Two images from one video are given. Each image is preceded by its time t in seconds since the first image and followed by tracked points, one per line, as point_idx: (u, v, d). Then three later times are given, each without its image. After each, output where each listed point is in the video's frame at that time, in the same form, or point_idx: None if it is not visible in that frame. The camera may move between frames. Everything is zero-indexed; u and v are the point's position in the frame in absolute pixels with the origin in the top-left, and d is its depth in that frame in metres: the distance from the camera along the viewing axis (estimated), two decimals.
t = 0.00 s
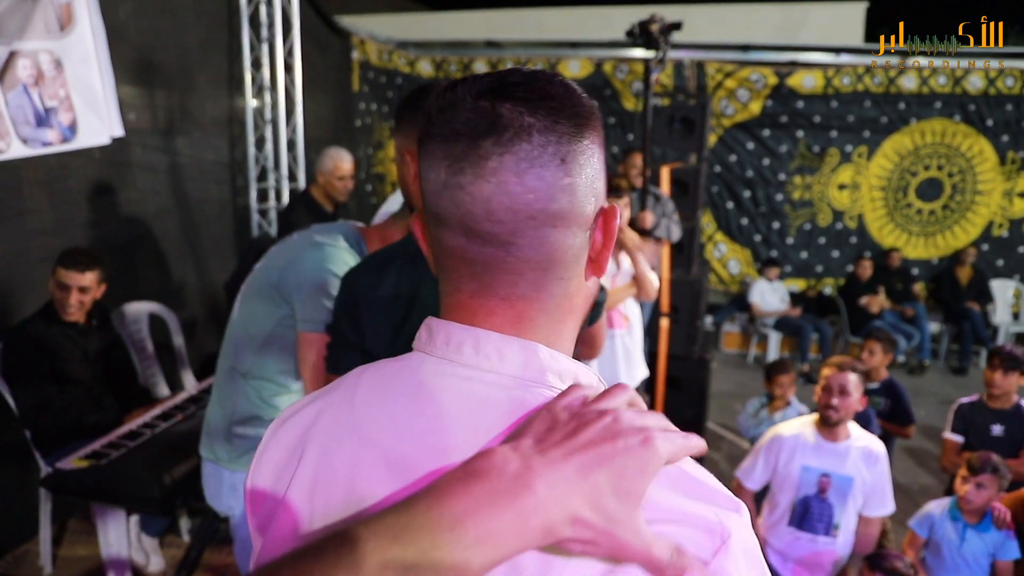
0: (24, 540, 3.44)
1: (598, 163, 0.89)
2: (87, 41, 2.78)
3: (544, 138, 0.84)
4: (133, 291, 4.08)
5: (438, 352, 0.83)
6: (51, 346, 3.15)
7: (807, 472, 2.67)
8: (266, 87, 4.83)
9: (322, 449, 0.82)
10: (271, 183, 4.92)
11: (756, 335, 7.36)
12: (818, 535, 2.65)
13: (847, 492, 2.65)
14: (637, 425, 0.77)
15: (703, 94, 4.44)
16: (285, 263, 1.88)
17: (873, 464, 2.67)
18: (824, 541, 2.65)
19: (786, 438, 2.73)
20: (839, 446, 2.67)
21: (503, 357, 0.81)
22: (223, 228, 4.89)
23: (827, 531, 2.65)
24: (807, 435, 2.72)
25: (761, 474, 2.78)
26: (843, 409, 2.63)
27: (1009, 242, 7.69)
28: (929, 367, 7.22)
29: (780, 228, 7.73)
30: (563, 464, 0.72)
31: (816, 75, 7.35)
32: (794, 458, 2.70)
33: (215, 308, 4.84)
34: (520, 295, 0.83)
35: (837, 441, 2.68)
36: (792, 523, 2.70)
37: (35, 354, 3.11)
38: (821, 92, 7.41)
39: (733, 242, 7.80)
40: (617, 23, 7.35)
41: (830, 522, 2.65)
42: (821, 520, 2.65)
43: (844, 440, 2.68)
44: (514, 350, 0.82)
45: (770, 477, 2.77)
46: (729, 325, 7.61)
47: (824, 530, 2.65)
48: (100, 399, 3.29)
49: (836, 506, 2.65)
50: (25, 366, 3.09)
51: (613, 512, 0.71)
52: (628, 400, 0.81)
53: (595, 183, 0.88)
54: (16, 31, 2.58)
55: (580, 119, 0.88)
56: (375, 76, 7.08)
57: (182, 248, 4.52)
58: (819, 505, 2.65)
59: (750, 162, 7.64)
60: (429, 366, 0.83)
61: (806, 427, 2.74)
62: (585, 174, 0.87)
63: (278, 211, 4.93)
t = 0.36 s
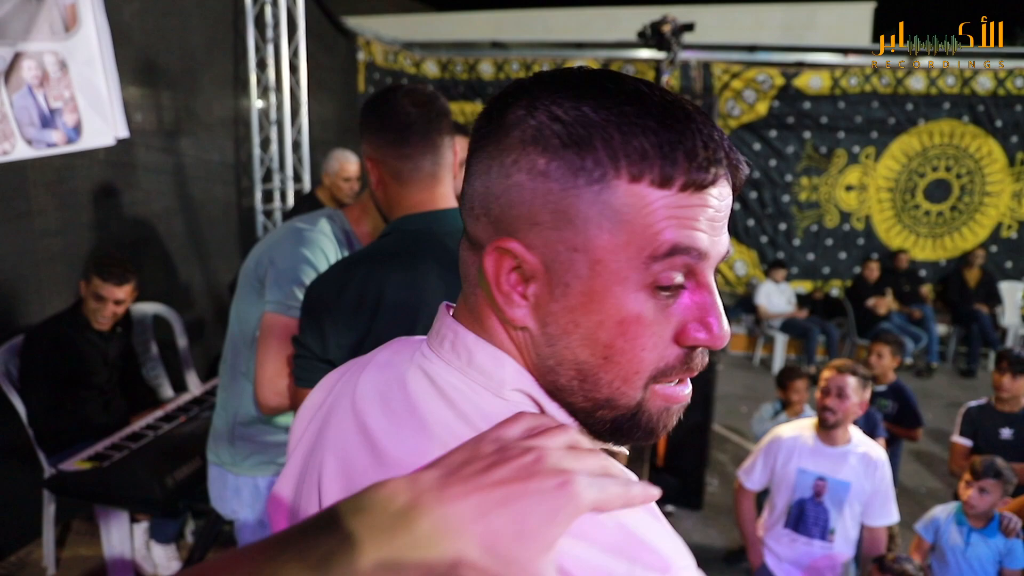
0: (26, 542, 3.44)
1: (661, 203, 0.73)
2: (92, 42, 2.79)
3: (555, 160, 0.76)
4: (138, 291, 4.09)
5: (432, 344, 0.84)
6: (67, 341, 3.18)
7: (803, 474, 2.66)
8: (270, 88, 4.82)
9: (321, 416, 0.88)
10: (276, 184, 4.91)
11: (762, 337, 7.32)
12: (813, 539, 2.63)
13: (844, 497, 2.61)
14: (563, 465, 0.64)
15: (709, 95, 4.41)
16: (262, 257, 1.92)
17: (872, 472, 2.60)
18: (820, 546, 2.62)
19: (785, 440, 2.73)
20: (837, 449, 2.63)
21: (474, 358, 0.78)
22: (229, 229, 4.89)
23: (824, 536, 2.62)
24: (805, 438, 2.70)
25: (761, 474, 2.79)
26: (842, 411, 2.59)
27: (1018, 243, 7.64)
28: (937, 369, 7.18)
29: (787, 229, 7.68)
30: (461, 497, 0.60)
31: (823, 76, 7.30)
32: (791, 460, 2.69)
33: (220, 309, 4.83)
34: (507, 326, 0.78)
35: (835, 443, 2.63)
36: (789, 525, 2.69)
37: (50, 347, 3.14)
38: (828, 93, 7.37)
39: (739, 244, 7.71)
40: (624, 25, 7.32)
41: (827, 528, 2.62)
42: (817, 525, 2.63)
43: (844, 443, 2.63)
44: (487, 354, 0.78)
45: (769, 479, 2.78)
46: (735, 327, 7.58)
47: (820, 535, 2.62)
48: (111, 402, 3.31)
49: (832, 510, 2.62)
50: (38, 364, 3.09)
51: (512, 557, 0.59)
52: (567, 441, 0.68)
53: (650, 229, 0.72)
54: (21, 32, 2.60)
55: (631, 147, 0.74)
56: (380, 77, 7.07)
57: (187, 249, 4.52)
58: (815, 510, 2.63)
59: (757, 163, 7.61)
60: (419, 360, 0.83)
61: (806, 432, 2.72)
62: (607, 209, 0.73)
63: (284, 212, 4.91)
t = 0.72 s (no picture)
0: (38, 534, 3.49)
1: (492, 180, 0.84)
2: (104, 43, 2.88)
3: (429, 145, 0.90)
4: (147, 288, 4.14)
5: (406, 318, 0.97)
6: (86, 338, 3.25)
7: (802, 470, 2.70)
8: (278, 88, 4.87)
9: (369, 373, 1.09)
10: (284, 183, 4.95)
11: (766, 337, 7.35)
12: (811, 533, 2.68)
13: (843, 493, 2.63)
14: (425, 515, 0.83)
15: (713, 95, 4.44)
16: (266, 251, 1.99)
17: (874, 469, 2.59)
18: (819, 540, 2.67)
19: (785, 436, 2.77)
20: (837, 446, 2.64)
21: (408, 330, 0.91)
22: (236, 227, 4.94)
23: (823, 531, 2.67)
24: (807, 435, 2.73)
25: (763, 468, 2.84)
26: (840, 408, 2.61)
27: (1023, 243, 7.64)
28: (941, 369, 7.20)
29: (791, 229, 7.72)
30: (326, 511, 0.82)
31: (828, 76, 7.34)
32: (791, 456, 2.73)
33: (229, 307, 4.88)
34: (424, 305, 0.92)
35: (834, 439, 2.65)
36: (789, 519, 2.74)
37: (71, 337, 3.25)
38: (833, 93, 7.39)
39: (744, 243, 7.81)
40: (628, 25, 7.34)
41: (826, 523, 2.66)
42: (817, 521, 2.67)
43: (844, 440, 2.64)
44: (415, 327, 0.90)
45: (771, 473, 2.83)
46: (739, 326, 7.62)
47: (819, 529, 2.67)
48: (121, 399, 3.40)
49: (831, 506, 2.65)
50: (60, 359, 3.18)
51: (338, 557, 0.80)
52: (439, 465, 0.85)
53: (482, 207, 0.84)
54: (36, 34, 2.64)
55: (478, 127, 0.85)
56: (387, 78, 7.11)
57: (196, 248, 4.57)
58: (815, 506, 2.67)
59: (761, 163, 7.64)
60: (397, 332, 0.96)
61: (806, 430, 2.74)
62: (456, 188, 0.86)
63: (291, 211, 4.95)
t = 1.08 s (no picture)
0: (47, 527, 3.53)
1: (472, 137, 0.94)
2: (113, 41, 2.96)
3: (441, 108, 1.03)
4: (154, 285, 4.18)
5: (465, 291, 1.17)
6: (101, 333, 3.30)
7: (804, 463, 2.73)
8: (283, 86, 4.90)
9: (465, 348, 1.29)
10: (288, 181, 4.99)
11: (767, 335, 7.38)
12: (813, 525, 2.70)
13: (845, 485, 2.67)
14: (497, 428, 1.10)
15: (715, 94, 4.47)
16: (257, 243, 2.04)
17: (874, 460, 2.66)
18: (822, 532, 2.69)
19: (786, 429, 2.80)
20: (838, 439, 2.69)
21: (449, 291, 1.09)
22: (241, 225, 4.97)
23: (825, 523, 2.68)
24: (808, 428, 2.76)
25: (764, 463, 2.87)
26: (842, 401, 2.65)
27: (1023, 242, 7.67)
28: (942, 367, 7.23)
29: (793, 228, 7.75)
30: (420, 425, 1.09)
31: (829, 76, 7.38)
32: (793, 449, 2.76)
33: (233, 304, 4.91)
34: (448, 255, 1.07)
35: (835, 432, 2.70)
36: (792, 512, 2.76)
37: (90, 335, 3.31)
38: (834, 93, 7.43)
39: (746, 241, 7.84)
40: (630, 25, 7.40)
41: (827, 515, 2.68)
42: (818, 513, 2.69)
43: (844, 432, 2.70)
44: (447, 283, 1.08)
45: (772, 466, 2.85)
46: (741, 325, 7.66)
47: (822, 521, 2.68)
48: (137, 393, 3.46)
49: (834, 498, 2.68)
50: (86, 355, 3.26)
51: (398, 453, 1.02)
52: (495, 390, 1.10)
53: (466, 158, 0.95)
54: (48, 31, 2.71)
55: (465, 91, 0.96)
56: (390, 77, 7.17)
57: (202, 245, 4.61)
58: (817, 498, 2.69)
59: (763, 163, 7.67)
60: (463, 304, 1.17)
61: (807, 423, 2.78)
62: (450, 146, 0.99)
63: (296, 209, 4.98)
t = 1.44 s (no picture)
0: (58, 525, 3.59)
1: (454, 138, 0.99)
2: (124, 47, 3.05)
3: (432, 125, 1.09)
4: (161, 286, 4.23)
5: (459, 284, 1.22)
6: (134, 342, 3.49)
7: (802, 461, 2.78)
8: (287, 89, 4.95)
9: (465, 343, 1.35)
10: (293, 183, 5.04)
11: (767, 336, 7.44)
12: (810, 521, 2.75)
13: (841, 481, 2.72)
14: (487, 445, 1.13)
15: (715, 97, 4.53)
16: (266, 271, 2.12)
17: (868, 456, 2.72)
18: (819, 527, 2.73)
19: (783, 428, 2.85)
20: (833, 436, 2.75)
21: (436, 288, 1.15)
22: (247, 226, 5.03)
23: (823, 520, 2.73)
24: (804, 426, 2.82)
25: (760, 461, 2.92)
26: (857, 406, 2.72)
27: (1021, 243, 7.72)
28: (940, 368, 7.29)
29: (792, 230, 7.81)
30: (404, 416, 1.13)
31: (828, 78, 7.48)
32: (790, 447, 2.82)
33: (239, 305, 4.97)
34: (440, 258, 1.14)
35: (833, 431, 2.76)
36: (790, 509, 2.81)
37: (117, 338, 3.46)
38: (833, 95, 7.50)
39: (745, 243, 7.91)
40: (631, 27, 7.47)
41: (824, 511, 2.73)
42: (816, 510, 2.74)
43: (841, 430, 2.76)
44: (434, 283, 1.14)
45: (768, 465, 2.91)
46: (740, 325, 7.72)
47: (819, 517, 2.74)
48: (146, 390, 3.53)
49: (831, 495, 2.74)
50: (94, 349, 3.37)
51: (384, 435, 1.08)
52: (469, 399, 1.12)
53: (448, 158, 1.00)
54: (63, 38, 2.76)
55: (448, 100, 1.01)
56: (393, 79, 7.27)
57: (209, 246, 4.67)
58: (815, 495, 2.75)
59: (762, 164, 7.73)
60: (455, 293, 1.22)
61: (804, 422, 2.83)
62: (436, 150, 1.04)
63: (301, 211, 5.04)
